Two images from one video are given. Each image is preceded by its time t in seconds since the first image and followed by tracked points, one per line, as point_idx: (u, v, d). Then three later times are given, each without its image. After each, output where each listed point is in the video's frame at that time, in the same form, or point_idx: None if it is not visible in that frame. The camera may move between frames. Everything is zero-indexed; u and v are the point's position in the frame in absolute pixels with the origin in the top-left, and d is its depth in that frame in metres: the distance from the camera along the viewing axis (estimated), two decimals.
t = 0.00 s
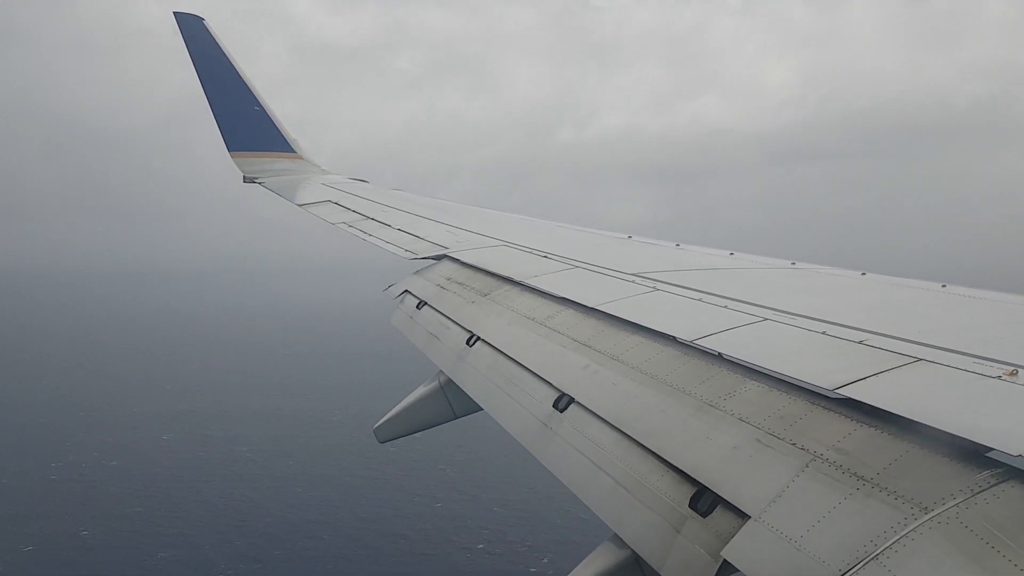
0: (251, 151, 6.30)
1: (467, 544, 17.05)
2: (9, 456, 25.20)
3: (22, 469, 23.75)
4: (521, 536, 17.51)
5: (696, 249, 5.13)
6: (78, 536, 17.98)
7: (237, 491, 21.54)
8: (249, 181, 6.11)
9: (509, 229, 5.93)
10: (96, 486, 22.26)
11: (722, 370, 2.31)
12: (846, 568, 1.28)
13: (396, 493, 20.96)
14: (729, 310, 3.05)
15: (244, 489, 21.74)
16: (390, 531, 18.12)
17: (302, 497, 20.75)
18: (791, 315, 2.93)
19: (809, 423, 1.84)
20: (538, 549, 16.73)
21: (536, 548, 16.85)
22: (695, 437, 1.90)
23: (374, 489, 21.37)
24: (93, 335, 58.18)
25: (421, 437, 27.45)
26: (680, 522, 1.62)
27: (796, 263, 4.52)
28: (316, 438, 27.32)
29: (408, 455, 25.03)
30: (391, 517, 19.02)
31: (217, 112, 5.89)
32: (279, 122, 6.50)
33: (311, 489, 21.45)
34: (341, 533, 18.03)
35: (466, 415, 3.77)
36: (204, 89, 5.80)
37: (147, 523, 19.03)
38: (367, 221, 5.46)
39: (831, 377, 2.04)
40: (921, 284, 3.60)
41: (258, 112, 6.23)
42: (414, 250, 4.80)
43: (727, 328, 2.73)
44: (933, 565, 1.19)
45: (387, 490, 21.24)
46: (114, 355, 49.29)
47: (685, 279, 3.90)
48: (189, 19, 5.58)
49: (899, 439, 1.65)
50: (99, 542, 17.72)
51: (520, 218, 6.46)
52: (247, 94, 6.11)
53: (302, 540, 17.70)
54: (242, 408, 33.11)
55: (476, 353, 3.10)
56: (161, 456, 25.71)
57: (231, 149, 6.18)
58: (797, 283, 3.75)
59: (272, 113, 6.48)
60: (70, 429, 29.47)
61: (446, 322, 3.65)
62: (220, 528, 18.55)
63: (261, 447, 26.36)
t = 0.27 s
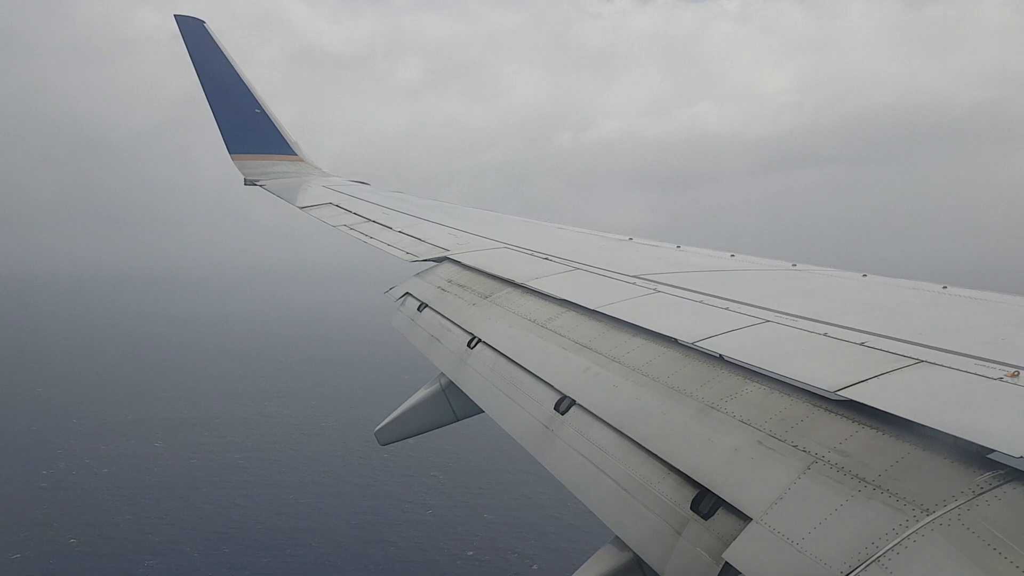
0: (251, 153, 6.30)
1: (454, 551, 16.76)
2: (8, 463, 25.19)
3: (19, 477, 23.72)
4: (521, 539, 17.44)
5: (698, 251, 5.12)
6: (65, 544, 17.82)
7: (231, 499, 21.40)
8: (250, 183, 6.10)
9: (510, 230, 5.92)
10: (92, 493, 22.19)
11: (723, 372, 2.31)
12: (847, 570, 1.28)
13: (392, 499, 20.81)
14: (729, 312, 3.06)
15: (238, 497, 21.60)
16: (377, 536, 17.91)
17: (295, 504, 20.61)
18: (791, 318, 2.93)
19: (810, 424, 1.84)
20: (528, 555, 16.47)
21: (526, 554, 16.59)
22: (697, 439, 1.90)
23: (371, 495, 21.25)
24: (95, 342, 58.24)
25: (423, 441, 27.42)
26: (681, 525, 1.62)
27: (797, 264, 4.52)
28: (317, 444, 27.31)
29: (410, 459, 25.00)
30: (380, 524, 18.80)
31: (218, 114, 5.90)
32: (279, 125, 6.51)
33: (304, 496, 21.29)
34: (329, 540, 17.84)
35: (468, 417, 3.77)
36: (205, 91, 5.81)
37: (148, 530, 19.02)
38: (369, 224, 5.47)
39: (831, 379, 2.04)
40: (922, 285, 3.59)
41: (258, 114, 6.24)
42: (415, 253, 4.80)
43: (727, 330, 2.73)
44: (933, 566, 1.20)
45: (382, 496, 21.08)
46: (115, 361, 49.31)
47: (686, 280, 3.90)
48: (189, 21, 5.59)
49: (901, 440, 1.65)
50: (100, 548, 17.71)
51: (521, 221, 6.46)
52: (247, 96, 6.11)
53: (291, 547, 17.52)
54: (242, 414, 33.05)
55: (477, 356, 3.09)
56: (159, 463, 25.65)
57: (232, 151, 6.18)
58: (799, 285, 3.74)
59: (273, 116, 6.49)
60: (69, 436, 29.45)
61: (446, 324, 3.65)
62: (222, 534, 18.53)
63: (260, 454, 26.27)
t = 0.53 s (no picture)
0: (252, 152, 6.29)
1: (440, 555, 16.58)
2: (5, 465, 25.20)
3: (15, 479, 23.70)
4: (522, 540, 17.45)
5: (698, 250, 5.13)
6: (56, 546, 17.71)
7: (225, 503, 21.32)
8: (251, 183, 6.11)
9: (511, 230, 5.93)
10: (87, 496, 22.16)
11: (724, 371, 2.31)
12: (849, 569, 1.28)
13: (387, 502, 20.73)
14: (731, 311, 3.05)
15: (232, 500, 21.52)
16: (368, 541, 17.79)
17: (289, 508, 20.52)
18: (793, 316, 2.93)
19: (811, 424, 1.84)
20: (517, 560, 16.29)
21: (514, 558, 16.42)
22: (697, 438, 1.90)
23: (366, 497, 21.18)
24: (95, 344, 58.34)
25: (423, 441, 27.44)
26: (682, 524, 1.62)
27: (798, 263, 4.51)
28: (319, 446, 27.33)
29: (411, 460, 25.02)
30: (376, 526, 18.72)
31: (219, 114, 5.90)
32: (280, 124, 6.51)
33: (297, 500, 21.19)
34: (318, 543, 17.69)
35: (468, 416, 3.77)
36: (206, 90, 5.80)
37: (149, 532, 19.05)
38: (370, 223, 5.47)
39: (833, 378, 2.04)
40: (923, 284, 3.59)
41: (259, 113, 6.24)
42: (416, 252, 4.80)
43: (729, 329, 2.73)
44: (933, 565, 1.20)
45: (377, 499, 20.99)
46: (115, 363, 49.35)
47: (687, 279, 3.90)
48: (190, 21, 5.59)
49: (902, 439, 1.65)
50: (101, 549, 17.74)
51: (522, 220, 6.46)
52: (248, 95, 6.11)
53: (279, 550, 17.38)
54: (242, 416, 33.04)
55: (478, 355, 3.10)
56: (156, 466, 25.62)
57: (232, 151, 6.18)
58: (800, 284, 3.74)
59: (274, 115, 6.49)
60: (67, 438, 29.47)
61: (447, 323, 3.65)
62: (222, 535, 18.55)
63: (257, 456, 26.25)
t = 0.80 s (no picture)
0: (253, 153, 6.29)
1: (425, 564, 16.36)
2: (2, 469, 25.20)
3: (13, 483, 23.69)
4: (521, 543, 17.43)
5: (700, 252, 5.12)
6: (46, 551, 17.63)
7: (217, 509, 21.20)
8: (252, 184, 6.11)
9: (512, 232, 5.93)
10: (82, 501, 22.11)
11: (723, 373, 2.31)
12: (850, 570, 1.28)
13: (387, 506, 20.72)
14: (731, 313, 3.05)
15: (232, 504, 21.51)
16: (367, 544, 17.76)
17: (289, 512, 20.51)
18: (793, 319, 2.92)
19: (811, 426, 1.84)
20: (504, 567, 16.07)
21: (500, 566, 16.19)
22: (697, 440, 1.90)
23: (361, 502, 21.08)
24: (95, 348, 58.41)
25: (424, 445, 27.44)
26: (681, 526, 1.62)
27: (799, 266, 4.51)
28: (319, 450, 27.33)
29: (411, 464, 25.02)
30: (376, 530, 18.70)
31: (221, 115, 5.90)
32: (282, 125, 6.51)
33: (289, 505, 21.05)
34: (312, 548, 17.59)
35: (468, 417, 3.76)
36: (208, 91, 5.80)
37: (148, 537, 19.02)
38: (371, 225, 5.47)
39: (832, 379, 2.04)
40: (924, 287, 3.59)
41: (261, 115, 6.24)
42: (416, 253, 4.80)
43: (729, 331, 2.73)
44: (934, 567, 1.19)
45: (369, 504, 20.84)
46: (115, 368, 49.39)
47: (688, 281, 3.89)
48: (192, 22, 5.59)
49: (903, 441, 1.65)
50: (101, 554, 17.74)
51: (523, 222, 6.46)
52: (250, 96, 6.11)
53: (267, 556, 17.22)
54: (241, 421, 33.01)
55: (479, 356, 3.09)
56: (153, 471, 25.56)
57: (234, 152, 6.18)
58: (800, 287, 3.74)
59: (275, 116, 6.49)
60: (65, 443, 29.47)
61: (448, 324, 3.65)
62: (221, 541, 18.54)
63: (255, 461, 26.22)
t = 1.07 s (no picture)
0: (256, 159, 6.31)
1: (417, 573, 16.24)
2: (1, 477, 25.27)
3: (14, 491, 23.72)
4: (521, 550, 17.38)
5: (701, 259, 5.12)
6: (28, 560, 17.45)
7: (211, 518, 21.10)
8: (255, 189, 6.12)
9: (514, 238, 5.93)
10: (78, 509, 22.11)
11: (725, 379, 2.31)
12: None
13: (387, 513, 20.70)
14: (732, 320, 3.05)
15: (232, 513, 21.51)
16: (366, 552, 17.74)
17: (289, 520, 20.51)
18: (794, 326, 2.92)
19: (811, 434, 1.83)
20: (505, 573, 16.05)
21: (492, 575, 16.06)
22: (697, 447, 1.90)
23: (359, 510, 21.05)
24: (99, 357, 58.62)
25: (425, 452, 27.43)
26: (681, 533, 1.62)
27: (801, 273, 4.51)
28: (320, 459, 27.32)
29: (412, 471, 25.00)
30: (376, 538, 18.67)
31: (225, 120, 5.92)
32: (285, 131, 6.53)
33: (284, 515, 20.97)
34: (311, 556, 17.57)
35: (469, 423, 3.76)
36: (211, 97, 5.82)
37: (148, 545, 19.03)
38: (373, 230, 5.48)
39: (833, 387, 2.04)
40: (926, 295, 3.58)
41: (264, 120, 6.26)
42: (418, 258, 4.81)
43: (730, 338, 2.72)
44: None
45: (364, 514, 20.74)
46: (118, 376, 49.53)
47: (690, 288, 3.90)
48: (197, 28, 5.61)
49: (903, 449, 1.65)
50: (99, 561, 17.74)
51: (525, 228, 6.47)
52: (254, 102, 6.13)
53: (266, 563, 17.22)
54: (242, 430, 33.04)
55: (480, 362, 3.09)
56: (151, 480, 25.57)
57: (237, 157, 6.19)
58: (802, 293, 3.73)
59: (279, 122, 6.51)
60: (66, 451, 29.53)
61: (449, 330, 3.65)
62: (221, 549, 18.53)
63: (254, 470, 26.20)
